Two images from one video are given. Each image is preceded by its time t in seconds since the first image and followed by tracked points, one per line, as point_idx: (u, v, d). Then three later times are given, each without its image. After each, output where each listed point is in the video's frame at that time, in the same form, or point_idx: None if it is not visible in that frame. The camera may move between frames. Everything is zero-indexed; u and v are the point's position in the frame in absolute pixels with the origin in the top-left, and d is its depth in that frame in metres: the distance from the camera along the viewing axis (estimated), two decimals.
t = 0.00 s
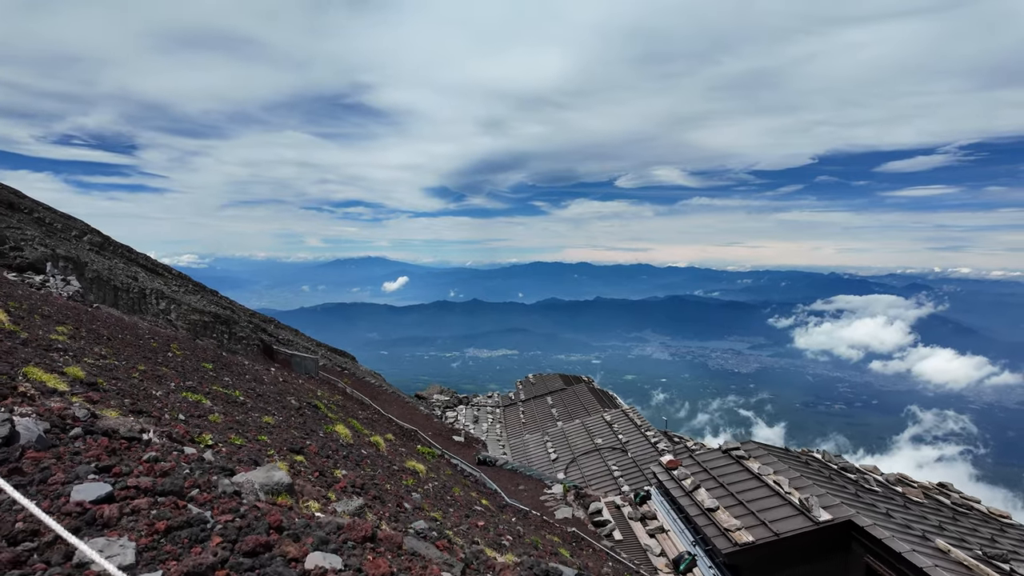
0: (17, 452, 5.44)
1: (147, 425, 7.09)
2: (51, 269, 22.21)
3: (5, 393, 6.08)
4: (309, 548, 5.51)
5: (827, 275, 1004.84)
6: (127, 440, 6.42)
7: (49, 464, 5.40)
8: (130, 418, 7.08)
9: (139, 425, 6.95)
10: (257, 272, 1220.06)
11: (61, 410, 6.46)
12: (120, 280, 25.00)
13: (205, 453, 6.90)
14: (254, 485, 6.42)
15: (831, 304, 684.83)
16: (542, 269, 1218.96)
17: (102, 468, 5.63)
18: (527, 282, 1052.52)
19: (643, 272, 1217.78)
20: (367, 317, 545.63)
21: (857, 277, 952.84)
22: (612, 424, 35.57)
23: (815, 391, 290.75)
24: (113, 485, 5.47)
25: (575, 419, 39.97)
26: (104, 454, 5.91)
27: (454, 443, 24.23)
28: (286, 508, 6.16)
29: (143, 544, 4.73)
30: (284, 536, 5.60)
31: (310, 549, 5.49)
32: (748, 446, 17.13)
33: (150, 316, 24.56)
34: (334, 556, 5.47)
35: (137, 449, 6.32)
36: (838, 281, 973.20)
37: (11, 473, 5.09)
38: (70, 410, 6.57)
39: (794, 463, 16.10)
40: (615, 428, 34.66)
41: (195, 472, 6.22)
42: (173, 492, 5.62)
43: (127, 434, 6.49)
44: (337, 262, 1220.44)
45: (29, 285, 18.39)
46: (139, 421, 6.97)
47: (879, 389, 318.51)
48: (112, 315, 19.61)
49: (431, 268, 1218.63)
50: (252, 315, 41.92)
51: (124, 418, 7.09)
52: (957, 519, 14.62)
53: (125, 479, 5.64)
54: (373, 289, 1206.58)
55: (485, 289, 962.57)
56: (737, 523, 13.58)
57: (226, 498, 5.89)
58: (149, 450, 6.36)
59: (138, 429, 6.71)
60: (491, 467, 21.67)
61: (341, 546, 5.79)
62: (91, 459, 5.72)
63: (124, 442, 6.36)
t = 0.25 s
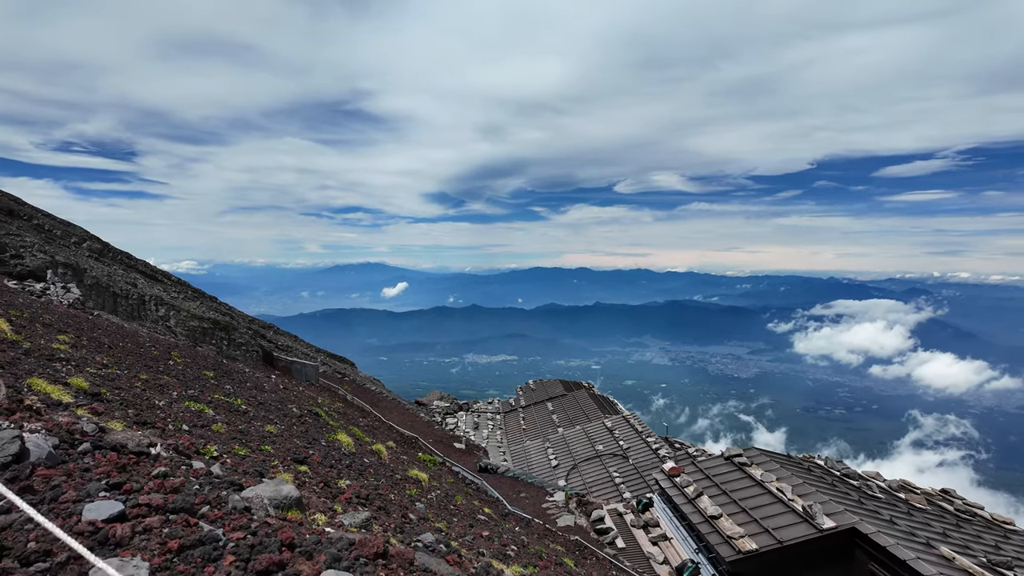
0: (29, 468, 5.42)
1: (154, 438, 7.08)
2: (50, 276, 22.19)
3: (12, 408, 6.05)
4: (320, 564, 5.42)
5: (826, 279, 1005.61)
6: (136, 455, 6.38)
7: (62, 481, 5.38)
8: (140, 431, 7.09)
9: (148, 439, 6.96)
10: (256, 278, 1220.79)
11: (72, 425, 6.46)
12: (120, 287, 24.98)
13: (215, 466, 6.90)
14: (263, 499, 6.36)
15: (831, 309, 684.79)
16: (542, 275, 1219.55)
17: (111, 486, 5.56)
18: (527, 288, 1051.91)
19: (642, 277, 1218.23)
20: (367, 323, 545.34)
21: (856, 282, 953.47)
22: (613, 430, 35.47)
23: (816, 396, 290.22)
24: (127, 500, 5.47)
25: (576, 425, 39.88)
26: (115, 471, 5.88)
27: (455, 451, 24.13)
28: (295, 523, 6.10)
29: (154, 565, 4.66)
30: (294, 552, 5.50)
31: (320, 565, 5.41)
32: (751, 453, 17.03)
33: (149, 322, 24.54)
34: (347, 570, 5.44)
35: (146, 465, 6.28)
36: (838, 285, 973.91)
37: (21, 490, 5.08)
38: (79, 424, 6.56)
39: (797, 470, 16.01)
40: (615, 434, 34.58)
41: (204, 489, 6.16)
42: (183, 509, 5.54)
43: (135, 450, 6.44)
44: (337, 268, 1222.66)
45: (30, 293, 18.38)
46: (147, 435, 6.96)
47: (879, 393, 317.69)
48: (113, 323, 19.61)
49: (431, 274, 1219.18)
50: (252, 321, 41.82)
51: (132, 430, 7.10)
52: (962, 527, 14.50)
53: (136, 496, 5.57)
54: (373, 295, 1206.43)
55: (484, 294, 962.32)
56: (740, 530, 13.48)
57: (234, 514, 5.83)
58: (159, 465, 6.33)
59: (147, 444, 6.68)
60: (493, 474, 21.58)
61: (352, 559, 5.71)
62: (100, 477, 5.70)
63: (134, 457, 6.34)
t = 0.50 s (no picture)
0: (32, 477, 5.32)
1: (157, 444, 7.00)
2: (47, 282, 22.04)
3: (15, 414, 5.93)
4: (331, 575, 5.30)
5: (824, 284, 1007.48)
6: (140, 464, 6.29)
7: (64, 494, 5.23)
8: (144, 438, 7.02)
9: (153, 446, 6.91)
10: (255, 283, 1220.00)
11: (73, 433, 6.33)
12: (117, 292, 24.75)
13: (226, 475, 6.81)
14: (272, 506, 6.25)
15: (829, 314, 685.61)
16: (540, 280, 1220.14)
17: (115, 495, 5.46)
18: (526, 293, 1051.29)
19: (640, 283, 1219.42)
20: (365, 328, 544.79)
21: (853, 287, 955.44)
22: (613, 436, 35.26)
23: (815, 400, 290.02)
24: (130, 513, 5.33)
25: (576, 431, 39.68)
26: (117, 479, 5.74)
27: (456, 456, 23.96)
28: (305, 533, 6.00)
29: None
30: (307, 564, 5.38)
31: None
32: (753, 459, 16.92)
33: (146, 328, 24.33)
34: None
35: (150, 473, 6.18)
36: (835, 290, 976.09)
37: (24, 502, 4.96)
38: (80, 432, 6.43)
39: (801, 476, 15.86)
40: (616, 440, 34.38)
41: (213, 498, 6.07)
42: (192, 521, 5.43)
43: (139, 458, 6.36)
44: (335, 274, 1224.05)
45: (28, 299, 18.24)
46: (152, 444, 6.85)
47: (878, 398, 317.49)
48: (111, 329, 19.48)
49: (429, 279, 1219.44)
50: (250, 327, 41.64)
51: (133, 436, 6.96)
52: (967, 532, 14.38)
53: (142, 506, 5.47)
54: (371, 300, 1205.83)
55: (483, 299, 962.29)
56: (744, 537, 13.33)
57: (244, 519, 5.79)
58: (164, 473, 6.23)
59: (150, 452, 6.60)
60: (493, 480, 21.39)
61: (364, 570, 5.59)
62: (105, 487, 5.59)
63: (138, 465, 6.24)
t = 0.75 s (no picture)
0: (33, 479, 5.17)
1: (159, 445, 6.82)
2: (44, 282, 21.85)
3: (16, 413, 5.79)
4: None
5: (821, 286, 1009.89)
6: (145, 464, 6.14)
7: (67, 496, 5.10)
8: (148, 438, 6.88)
9: (158, 445, 6.79)
10: (253, 284, 1218.47)
11: (74, 431, 6.18)
12: (114, 292, 24.51)
13: (231, 478, 6.62)
14: (282, 508, 6.15)
15: (826, 315, 686.96)
16: (539, 281, 1220.03)
17: (122, 499, 5.31)
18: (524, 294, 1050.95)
19: (638, 284, 1219.79)
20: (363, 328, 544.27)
21: (851, 288, 957.63)
22: (613, 437, 35.16)
23: (812, 401, 290.62)
24: (137, 516, 5.16)
25: (576, 431, 39.54)
26: (125, 481, 5.63)
27: (456, 458, 23.82)
28: (316, 538, 5.87)
29: None
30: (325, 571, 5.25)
31: None
32: (756, 459, 16.84)
33: (143, 328, 24.09)
34: None
35: (154, 474, 6.03)
36: (833, 292, 978.26)
37: (24, 506, 4.78)
38: (83, 430, 6.31)
39: (806, 477, 15.73)
40: (616, 440, 34.26)
41: (220, 501, 5.92)
42: (203, 524, 5.29)
43: (144, 457, 6.23)
44: (334, 274, 1224.81)
45: (26, 298, 18.10)
46: (156, 444, 6.70)
47: (876, 399, 318.15)
48: (110, 330, 19.34)
49: (428, 279, 1219.10)
50: (247, 327, 41.37)
51: (135, 436, 6.81)
52: (972, 533, 14.33)
53: (149, 509, 5.30)
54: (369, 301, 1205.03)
55: (481, 300, 961.99)
56: (750, 539, 13.21)
57: (251, 524, 5.61)
58: (170, 475, 6.11)
59: (155, 452, 6.46)
60: (495, 481, 21.28)
61: None
62: (109, 488, 5.42)
63: (142, 465, 6.09)
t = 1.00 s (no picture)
0: (19, 496, 4.90)
1: (154, 453, 6.64)
2: (35, 283, 21.51)
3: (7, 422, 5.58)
4: None
5: (815, 288, 1015.17)
6: (139, 478, 5.94)
7: (52, 514, 4.82)
8: (143, 447, 6.68)
9: (150, 455, 6.56)
10: (247, 286, 1213.17)
11: (65, 442, 5.97)
12: (107, 294, 24.12)
13: (231, 489, 6.44)
14: (285, 521, 5.96)
15: (820, 317, 690.37)
16: (534, 283, 1219.92)
17: (114, 515, 5.07)
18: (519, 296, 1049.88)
19: (634, 286, 1220.71)
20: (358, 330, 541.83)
21: (844, 290, 963.18)
22: (611, 439, 34.96)
23: (806, 403, 291.98)
24: (124, 538, 4.87)
25: (573, 433, 39.40)
26: (115, 498, 5.38)
27: (453, 460, 23.63)
28: (319, 554, 5.66)
29: None
30: None
31: None
32: (757, 462, 16.75)
33: (136, 330, 23.76)
34: None
35: (151, 487, 5.84)
36: (827, 294, 983.43)
37: (15, 524, 4.57)
38: (71, 440, 6.06)
39: (806, 479, 15.64)
40: (613, 443, 34.16)
41: (218, 516, 5.69)
42: (199, 545, 5.04)
43: (138, 471, 6.01)
44: (330, 277, 1225.84)
45: (17, 300, 17.85)
46: (150, 454, 6.48)
47: (869, 401, 319.76)
48: (101, 331, 19.03)
49: (423, 281, 1217.29)
50: (242, 329, 41.04)
51: (129, 445, 6.62)
52: (972, 535, 14.33)
53: (143, 529, 5.06)
54: (364, 302, 1202.07)
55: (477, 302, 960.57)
56: (751, 543, 13.14)
57: (252, 541, 5.42)
58: (165, 487, 5.89)
59: (148, 462, 6.24)
60: (493, 484, 21.13)
61: None
62: (100, 506, 5.18)
63: (136, 478, 5.89)
